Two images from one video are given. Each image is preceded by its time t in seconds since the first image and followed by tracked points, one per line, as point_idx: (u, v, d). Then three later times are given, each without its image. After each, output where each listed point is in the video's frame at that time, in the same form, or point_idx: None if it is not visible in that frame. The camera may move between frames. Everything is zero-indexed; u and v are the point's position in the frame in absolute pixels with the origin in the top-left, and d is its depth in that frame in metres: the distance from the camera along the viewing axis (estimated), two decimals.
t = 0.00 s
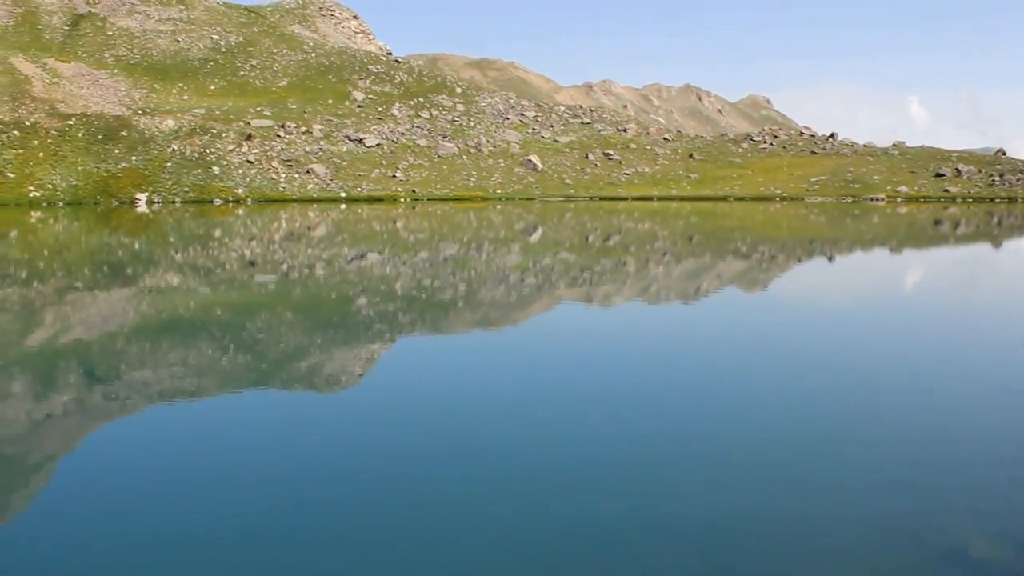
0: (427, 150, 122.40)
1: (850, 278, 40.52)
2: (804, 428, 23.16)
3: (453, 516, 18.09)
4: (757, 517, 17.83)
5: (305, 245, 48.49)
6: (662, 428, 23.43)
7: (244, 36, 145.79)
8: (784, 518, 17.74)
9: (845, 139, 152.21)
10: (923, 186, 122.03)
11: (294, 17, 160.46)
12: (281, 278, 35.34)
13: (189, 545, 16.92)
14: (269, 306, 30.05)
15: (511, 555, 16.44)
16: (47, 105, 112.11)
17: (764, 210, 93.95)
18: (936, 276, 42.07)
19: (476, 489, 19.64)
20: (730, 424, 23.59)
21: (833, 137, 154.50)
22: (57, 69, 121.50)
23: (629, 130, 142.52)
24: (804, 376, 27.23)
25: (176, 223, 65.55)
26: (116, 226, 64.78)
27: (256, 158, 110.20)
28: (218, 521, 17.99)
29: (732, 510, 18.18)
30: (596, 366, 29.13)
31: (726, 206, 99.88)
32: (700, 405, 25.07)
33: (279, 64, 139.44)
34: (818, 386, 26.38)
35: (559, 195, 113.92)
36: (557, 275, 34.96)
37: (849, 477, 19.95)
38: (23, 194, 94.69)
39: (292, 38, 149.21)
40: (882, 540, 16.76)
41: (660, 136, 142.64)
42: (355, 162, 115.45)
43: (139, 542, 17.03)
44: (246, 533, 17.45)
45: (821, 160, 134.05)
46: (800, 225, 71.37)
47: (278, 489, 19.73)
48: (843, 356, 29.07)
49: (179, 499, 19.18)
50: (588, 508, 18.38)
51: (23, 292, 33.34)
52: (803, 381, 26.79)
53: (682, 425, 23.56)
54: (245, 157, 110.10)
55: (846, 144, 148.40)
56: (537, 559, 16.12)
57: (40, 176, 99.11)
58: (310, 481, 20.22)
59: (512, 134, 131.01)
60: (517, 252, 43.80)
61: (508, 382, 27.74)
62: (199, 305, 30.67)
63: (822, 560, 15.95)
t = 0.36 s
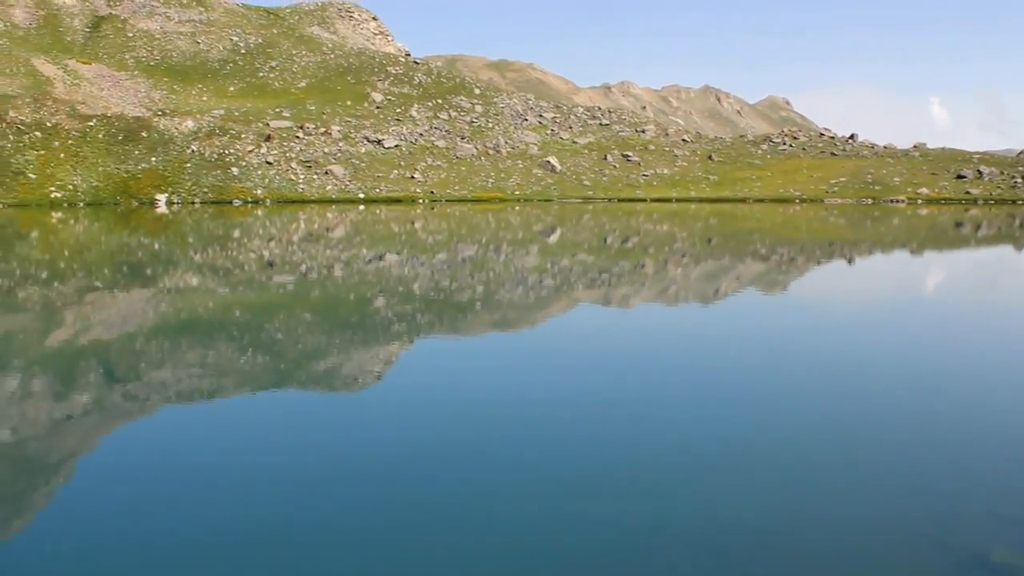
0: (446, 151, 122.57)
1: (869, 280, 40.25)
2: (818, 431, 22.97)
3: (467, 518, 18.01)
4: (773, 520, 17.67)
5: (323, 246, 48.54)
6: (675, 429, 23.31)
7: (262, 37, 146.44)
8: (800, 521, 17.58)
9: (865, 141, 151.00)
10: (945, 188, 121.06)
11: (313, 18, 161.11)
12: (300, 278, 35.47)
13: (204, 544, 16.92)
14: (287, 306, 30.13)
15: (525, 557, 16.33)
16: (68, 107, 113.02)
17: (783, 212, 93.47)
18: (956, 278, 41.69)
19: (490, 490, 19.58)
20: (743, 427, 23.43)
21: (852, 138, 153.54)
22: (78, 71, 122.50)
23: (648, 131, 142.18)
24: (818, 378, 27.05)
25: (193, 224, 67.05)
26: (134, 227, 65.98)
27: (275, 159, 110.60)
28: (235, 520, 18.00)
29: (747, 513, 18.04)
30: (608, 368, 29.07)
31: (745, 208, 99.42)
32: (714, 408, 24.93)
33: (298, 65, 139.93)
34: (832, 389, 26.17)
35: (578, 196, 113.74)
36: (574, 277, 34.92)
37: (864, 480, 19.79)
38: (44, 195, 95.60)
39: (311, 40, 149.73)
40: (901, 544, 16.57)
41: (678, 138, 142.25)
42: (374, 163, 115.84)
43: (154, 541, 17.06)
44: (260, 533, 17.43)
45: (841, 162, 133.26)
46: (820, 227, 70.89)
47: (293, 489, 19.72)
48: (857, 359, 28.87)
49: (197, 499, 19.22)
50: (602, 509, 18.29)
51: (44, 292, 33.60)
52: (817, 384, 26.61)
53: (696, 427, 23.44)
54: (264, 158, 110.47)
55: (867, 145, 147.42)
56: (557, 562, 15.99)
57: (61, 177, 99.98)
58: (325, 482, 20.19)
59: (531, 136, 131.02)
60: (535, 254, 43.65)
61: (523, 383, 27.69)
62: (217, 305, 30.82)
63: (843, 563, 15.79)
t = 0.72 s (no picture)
0: (464, 152, 122.69)
1: (889, 282, 39.96)
2: (835, 434, 22.80)
3: (483, 519, 17.98)
4: (791, 523, 17.54)
5: (341, 247, 48.57)
6: (690, 431, 23.25)
7: (282, 38, 146.98)
8: (818, 524, 17.45)
9: (886, 142, 149.68)
10: (966, 189, 120.16)
11: (332, 20, 161.62)
12: (319, 279, 35.59)
13: (219, 544, 16.91)
14: (306, 307, 30.22)
15: (542, 560, 16.25)
16: (89, 108, 114.03)
17: (802, 213, 93.04)
18: (977, 281, 41.28)
19: (506, 491, 19.54)
20: (759, 429, 23.32)
21: (873, 139, 152.73)
22: (99, 73, 123.51)
23: (666, 132, 141.79)
24: (834, 381, 26.87)
25: (216, 225, 67.51)
26: (155, 227, 66.72)
27: (294, 160, 110.98)
28: (251, 519, 18.04)
29: (764, 516, 17.91)
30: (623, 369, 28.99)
31: (765, 210, 99.00)
32: (730, 410, 24.80)
33: (317, 67, 140.36)
34: (848, 392, 25.98)
35: (596, 198, 113.52)
36: (593, 278, 34.87)
37: (881, 484, 19.63)
38: (64, 196, 96.53)
39: (330, 41, 150.15)
40: (920, 548, 16.39)
41: (697, 139, 141.77)
42: (392, 165, 116.17)
43: (171, 539, 17.10)
44: (275, 533, 17.43)
45: (861, 164, 132.55)
46: (840, 229, 70.57)
47: (309, 490, 19.73)
48: (874, 361, 28.66)
49: (213, 498, 19.27)
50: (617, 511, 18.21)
51: (65, 292, 33.86)
52: (833, 387, 26.42)
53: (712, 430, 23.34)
54: (283, 160, 110.83)
55: (887, 147, 146.57)
56: (575, 565, 15.89)
57: (81, 178, 100.94)
58: (341, 482, 20.20)
59: (550, 137, 130.90)
60: (553, 256, 43.51)
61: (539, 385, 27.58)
62: (236, 305, 30.92)
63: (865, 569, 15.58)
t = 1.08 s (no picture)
0: (483, 153, 122.71)
1: (909, 285, 39.65)
2: (851, 435, 22.79)
3: (502, 518, 18.05)
4: (811, 524, 17.46)
5: (359, 247, 48.70)
6: (707, 432, 23.22)
7: (301, 40, 147.64)
8: (835, 525, 17.41)
9: (907, 143, 148.68)
10: (988, 191, 119.26)
11: (351, 21, 162.21)
12: (337, 280, 35.65)
13: (240, 542, 16.99)
14: (324, 307, 30.32)
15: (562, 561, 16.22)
16: (110, 109, 114.91)
17: (822, 215, 92.57)
18: (999, 284, 40.89)
19: (523, 491, 19.57)
20: (776, 430, 23.31)
21: (893, 141, 151.82)
22: (120, 74, 124.48)
23: (685, 133, 141.32)
24: (851, 382, 26.85)
25: (235, 225, 67.74)
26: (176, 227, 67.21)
27: (313, 161, 111.38)
28: (268, 518, 18.13)
29: (782, 516, 17.89)
30: (639, 370, 28.97)
31: (785, 212, 98.66)
32: (745, 411, 24.80)
33: (336, 68, 140.87)
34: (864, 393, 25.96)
35: (615, 199, 113.30)
36: (612, 279, 34.80)
37: (900, 483, 19.58)
38: (85, 197, 97.50)
39: (349, 42, 150.64)
40: (942, 549, 16.26)
41: (717, 140, 141.20)
42: (410, 166, 116.36)
43: (190, 536, 17.22)
44: (294, 531, 17.52)
45: (882, 165, 131.83)
46: (860, 231, 70.28)
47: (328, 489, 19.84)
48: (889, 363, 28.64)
49: (231, 497, 19.37)
50: (635, 512, 18.20)
51: (85, 292, 34.08)
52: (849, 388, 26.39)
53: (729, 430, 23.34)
54: (301, 161, 111.25)
55: (907, 148, 145.71)
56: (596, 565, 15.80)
57: (102, 179, 101.81)
58: (359, 480, 20.30)
59: (568, 138, 130.81)
60: (571, 257, 43.43)
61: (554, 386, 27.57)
62: (255, 306, 30.98)
63: (891, 572, 15.40)
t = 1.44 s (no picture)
0: (502, 154, 122.63)
1: (930, 287, 39.31)
2: (868, 437, 22.66)
3: (518, 518, 18.03)
4: (829, 526, 17.35)
5: (379, 248, 48.84)
6: (723, 433, 23.16)
7: (320, 41, 148.12)
8: (853, 528, 17.31)
9: (929, 145, 147.89)
10: (1010, 192, 118.47)
11: (370, 22, 162.53)
12: (356, 280, 35.67)
13: (257, 542, 17.02)
14: (343, 308, 30.36)
15: (580, 562, 16.15)
16: (130, 111, 116.02)
17: (842, 217, 92.19)
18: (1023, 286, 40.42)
19: (539, 491, 19.57)
20: (792, 431, 23.23)
21: (915, 142, 151.07)
22: (140, 76, 125.40)
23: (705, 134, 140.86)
24: (867, 384, 26.72)
25: (253, 226, 68.11)
26: (196, 227, 68.04)
27: (332, 162, 111.75)
28: (286, 517, 18.19)
29: (799, 517, 17.79)
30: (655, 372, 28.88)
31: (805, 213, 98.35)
32: (762, 412, 24.73)
33: (355, 69, 141.25)
34: (880, 395, 25.83)
35: (634, 201, 113.04)
36: (630, 281, 34.69)
37: (917, 486, 19.47)
38: (106, 197, 99.18)
39: (369, 43, 150.91)
40: (961, 552, 16.13)
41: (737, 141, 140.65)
42: (429, 167, 116.46)
43: (208, 534, 17.30)
44: (311, 530, 17.55)
45: (903, 166, 131.15)
46: (881, 232, 69.97)
47: (345, 488, 19.89)
48: (905, 364, 28.50)
49: (249, 496, 19.42)
50: (651, 512, 18.17)
51: (105, 292, 34.28)
52: (866, 390, 26.26)
53: (746, 432, 23.25)
54: (321, 161, 111.62)
55: (929, 149, 144.96)
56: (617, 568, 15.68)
57: (122, 179, 102.92)
58: (375, 480, 20.34)
59: (587, 139, 130.66)
60: (590, 258, 43.22)
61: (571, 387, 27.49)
62: (274, 307, 31.01)
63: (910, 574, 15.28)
